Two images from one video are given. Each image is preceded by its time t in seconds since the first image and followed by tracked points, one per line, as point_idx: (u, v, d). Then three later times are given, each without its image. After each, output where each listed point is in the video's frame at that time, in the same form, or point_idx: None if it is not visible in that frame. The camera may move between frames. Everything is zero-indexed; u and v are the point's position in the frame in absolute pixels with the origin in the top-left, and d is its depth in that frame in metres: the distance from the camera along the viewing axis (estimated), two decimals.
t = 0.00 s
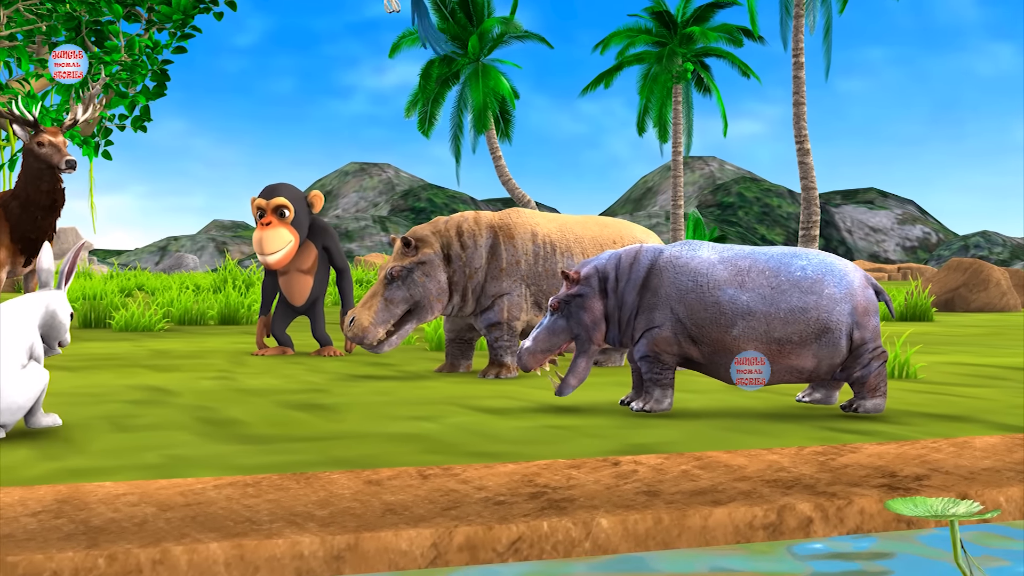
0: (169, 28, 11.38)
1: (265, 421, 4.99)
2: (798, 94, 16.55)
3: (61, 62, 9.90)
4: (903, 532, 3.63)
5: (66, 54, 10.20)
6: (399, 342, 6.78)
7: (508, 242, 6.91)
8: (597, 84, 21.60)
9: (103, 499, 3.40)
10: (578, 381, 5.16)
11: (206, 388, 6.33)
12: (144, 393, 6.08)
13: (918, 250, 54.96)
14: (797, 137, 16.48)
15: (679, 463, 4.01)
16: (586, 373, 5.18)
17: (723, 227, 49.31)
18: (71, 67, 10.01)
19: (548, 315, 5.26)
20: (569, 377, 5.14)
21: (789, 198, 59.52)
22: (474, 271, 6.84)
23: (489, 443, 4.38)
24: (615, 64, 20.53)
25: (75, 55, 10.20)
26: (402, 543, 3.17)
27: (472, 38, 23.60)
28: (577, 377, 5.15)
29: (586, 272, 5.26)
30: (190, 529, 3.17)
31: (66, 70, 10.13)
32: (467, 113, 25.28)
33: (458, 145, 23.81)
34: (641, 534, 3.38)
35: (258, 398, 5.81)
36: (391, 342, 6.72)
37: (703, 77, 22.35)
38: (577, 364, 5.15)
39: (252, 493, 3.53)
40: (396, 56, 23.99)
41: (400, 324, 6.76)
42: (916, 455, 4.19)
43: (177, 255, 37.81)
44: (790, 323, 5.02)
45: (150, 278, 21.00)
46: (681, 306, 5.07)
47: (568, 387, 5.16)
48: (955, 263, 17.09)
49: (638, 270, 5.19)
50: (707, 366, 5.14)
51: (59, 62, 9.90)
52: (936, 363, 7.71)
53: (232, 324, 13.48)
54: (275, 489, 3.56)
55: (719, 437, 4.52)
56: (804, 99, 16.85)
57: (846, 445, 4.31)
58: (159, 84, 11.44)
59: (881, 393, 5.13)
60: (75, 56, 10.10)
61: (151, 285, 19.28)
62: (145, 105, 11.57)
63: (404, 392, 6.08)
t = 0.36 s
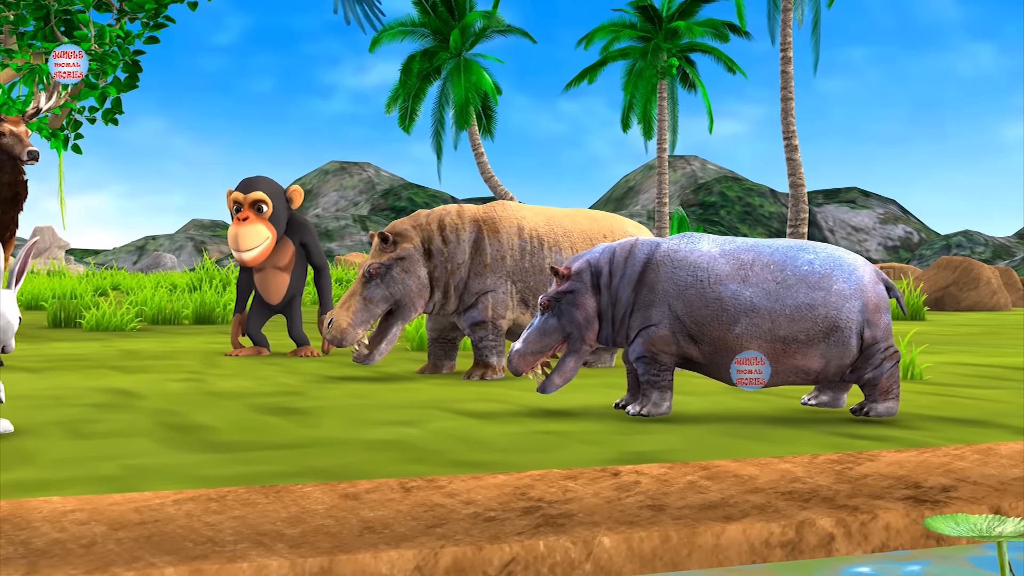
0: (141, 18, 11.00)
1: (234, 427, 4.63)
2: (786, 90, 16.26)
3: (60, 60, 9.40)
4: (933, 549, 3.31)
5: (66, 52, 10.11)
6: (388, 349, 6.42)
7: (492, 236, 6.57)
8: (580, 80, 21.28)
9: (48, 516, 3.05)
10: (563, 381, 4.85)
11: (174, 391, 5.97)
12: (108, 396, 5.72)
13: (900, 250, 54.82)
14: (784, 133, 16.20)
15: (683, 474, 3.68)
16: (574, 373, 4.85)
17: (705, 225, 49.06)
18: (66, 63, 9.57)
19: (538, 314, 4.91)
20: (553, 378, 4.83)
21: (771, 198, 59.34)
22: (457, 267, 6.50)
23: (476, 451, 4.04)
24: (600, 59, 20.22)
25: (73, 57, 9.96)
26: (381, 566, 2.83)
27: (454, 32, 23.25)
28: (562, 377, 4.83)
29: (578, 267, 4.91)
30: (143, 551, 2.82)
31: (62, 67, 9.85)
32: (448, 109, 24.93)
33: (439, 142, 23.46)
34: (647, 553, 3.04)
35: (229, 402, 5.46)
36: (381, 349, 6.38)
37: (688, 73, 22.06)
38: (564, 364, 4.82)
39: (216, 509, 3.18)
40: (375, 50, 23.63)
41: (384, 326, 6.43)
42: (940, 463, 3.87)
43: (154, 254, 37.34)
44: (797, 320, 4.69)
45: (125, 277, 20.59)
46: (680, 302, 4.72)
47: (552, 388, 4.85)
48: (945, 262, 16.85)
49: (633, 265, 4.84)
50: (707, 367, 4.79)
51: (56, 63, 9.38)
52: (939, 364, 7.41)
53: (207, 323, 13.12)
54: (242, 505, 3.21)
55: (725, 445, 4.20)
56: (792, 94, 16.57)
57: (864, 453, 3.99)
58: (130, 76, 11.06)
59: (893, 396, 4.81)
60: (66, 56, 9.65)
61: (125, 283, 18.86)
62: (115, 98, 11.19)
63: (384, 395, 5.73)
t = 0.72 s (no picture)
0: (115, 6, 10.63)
1: (203, 433, 4.30)
2: (774, 85, 15.96)
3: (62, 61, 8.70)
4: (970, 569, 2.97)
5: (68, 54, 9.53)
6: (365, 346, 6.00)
7: (478, 230, 6.25)
8: (565, 75, 20.97)
9: None
10: (576, 388, 4.50)
11: (142, 394, 5.63)
12: (71, 399, 5.38)
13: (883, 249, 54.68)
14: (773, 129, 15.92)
15: (693, 486, 3.37)
16: (585, 378, 4.50)
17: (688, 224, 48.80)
18: (72, 67, 8.74)
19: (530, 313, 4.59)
20: (566, 386, 4.47)
21: (754, 197, 59.16)
22: (442, 262, 6.17)
23: (465, 460, 3.72)
24: (585, 54, 19.92)
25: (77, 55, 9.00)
26: None
27: (437, 27, 22.91)
28: (575, 384, 4.48)
29: (572, 261, 4.59)
30: None
31: (65, 71, 8.84)
32: (430, 104, 24.59)
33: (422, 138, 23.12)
34: None
35: (200, 406, 5.12)
36: (357, 346, 5.96)
37: (675, 68, 21.78)
38: (572, 369, 4.48)
39: (177, 528, 2.85)
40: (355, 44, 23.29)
41: (365, 325, 6.00)
42: (970, 473, 3.56)
43: (131, 253, 36.86)
44: (807, 318, 4.38)
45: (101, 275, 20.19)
46: (682, 299, 4.39)
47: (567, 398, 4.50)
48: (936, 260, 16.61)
49: (631, 259, 4.52)
50: (710, 368, 4.47)
51: (59, 60, 8.67)
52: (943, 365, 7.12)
53: (183, 323, 12.76)
54: (206, 523, 2.88)
55: (734, 453, 3.88)
56: (781, 89, 16.28)
57: (887, 462, 3.68)
58: (103, 67, 10.68)
59: (909, 398, 4.50)
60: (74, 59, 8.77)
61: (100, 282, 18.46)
62: (87, 89, 10.81)
63: (365, 397, 5.41)
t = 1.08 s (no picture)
0: None
1: (166, 442, 3.92)
2: (762, 79, 15.65)
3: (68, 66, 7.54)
4: None
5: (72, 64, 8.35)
6: (343, 346, 5.57)
7: (464, 223, 5.89)
8: (548, 70, 20.62)
9: None
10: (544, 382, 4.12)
11: (104, 398, 5.25)
12: (26, 404, 4.99)
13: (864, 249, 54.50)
14: (761, 124, 15.61)
15: (711, 502, 3.01)
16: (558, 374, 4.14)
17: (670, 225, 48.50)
18: (74, 67, 7.55)
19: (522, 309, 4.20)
20: (534, 376, 4.11)
21: (736, 197, 58.90)
22: (425, 257, 5.80)
23: (455, 472, 3.35)
24: (568, 48, 19.58)
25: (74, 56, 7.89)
26: None
27: (417, 20, 22.56)
28: (544, 376, 4.11)
29: (569, 255, 4.23)
30: None
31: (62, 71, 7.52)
32: (410, 100, 24.22)
33: (402, 134, 22.73)
34: None
35: (166, 410, 4.74)
36: (335, 346, 5.54)
37: (659, 64, 21.48)
38: (547, 362, 4.11)
39: (126, 556, 2.47)
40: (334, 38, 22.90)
41: (343, 322, 5.60)
42: (1016, 487, 3.22)
43: (107, 253, 36.32)
44: (825, 315, 4.03)
45: (72, 274, 19.70)
46: (689, 295, 4.04)
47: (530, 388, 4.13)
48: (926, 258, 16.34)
49: (633, 252, 4.17)
50: (719, 370, 4.12)
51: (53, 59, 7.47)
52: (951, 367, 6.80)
53: (156, 323, 12.35)
54: (160, 550, 2.51)
55: (751, 464, 3.53)
56: (769, 83, 15.98)
57: (920, 474, 3.33)
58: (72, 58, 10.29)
59: (934, 402, 4.16)
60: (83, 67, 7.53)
61: (72, 282, 17.99)
62: (56, 80, 10.42)
63: (345, 401, 5.04)
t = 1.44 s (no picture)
0: None
1: (126, 451, 3.55)
2: (750, 72, 15.33)
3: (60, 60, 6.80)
4: None
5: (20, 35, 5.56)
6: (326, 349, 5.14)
7: (452, 215, 5.53)
8: (531, 65, 20.28)
9: None
10: (577, 396, 3.84)
11: (63, 402, 4.87)
12: None
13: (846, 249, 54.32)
14: (750, 119, 15.28)
15: (738, 522, 2.66)
16: (585, 379, 3.83)
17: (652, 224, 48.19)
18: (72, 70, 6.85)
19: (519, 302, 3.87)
20: (565, 394, 3.82)
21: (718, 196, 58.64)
22: (412, 251, 5.42)
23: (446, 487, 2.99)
24: (551, 42, 19.25)
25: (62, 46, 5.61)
26: None
27: (398, 13, 22.19)
28: (575, 391, 3.83)
29: (571, 246, 3.87)
30: None
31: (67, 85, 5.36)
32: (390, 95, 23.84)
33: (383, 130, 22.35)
34: None
35: (128, 416, 4.36)
36: (319, 350, 5.14)
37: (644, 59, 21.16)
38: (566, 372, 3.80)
39: None
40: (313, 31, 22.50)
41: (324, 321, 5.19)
42: None
43: (83, 253, 35.80)
44: (849, 312, 3.68)
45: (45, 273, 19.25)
46: (702, 290, 3.69)
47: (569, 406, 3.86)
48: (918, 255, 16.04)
49: (640, 244, 3.81)
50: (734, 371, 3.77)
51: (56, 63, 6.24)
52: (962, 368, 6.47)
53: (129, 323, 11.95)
54: None
55: (777, 478, 3.18)
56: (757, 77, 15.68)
57: (967, 488, 2.99)
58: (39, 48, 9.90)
59: (966, 406, 3.81)
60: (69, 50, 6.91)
61: (45, 281, 17.54)
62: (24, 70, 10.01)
63: (324, 405, 4.68)
